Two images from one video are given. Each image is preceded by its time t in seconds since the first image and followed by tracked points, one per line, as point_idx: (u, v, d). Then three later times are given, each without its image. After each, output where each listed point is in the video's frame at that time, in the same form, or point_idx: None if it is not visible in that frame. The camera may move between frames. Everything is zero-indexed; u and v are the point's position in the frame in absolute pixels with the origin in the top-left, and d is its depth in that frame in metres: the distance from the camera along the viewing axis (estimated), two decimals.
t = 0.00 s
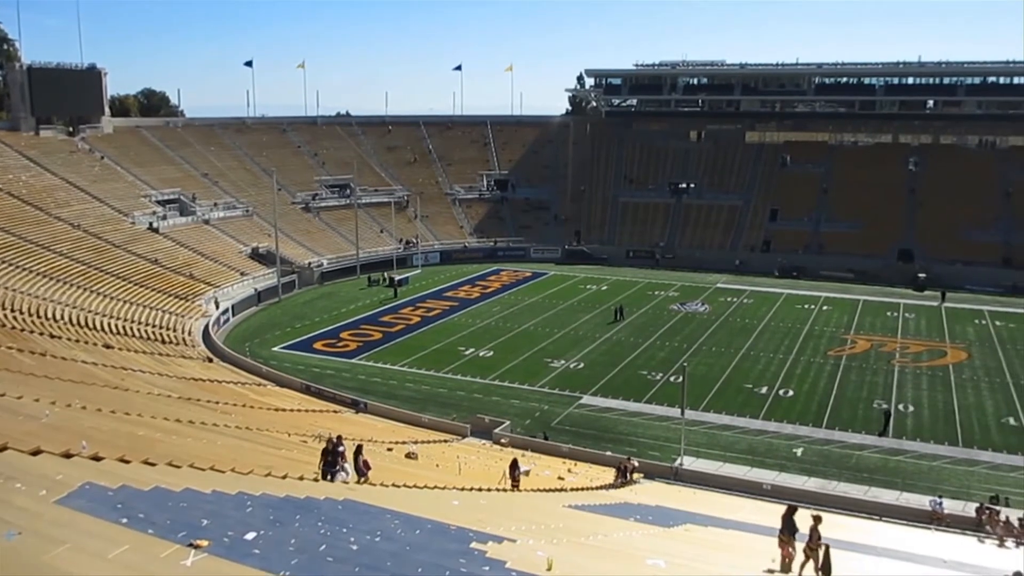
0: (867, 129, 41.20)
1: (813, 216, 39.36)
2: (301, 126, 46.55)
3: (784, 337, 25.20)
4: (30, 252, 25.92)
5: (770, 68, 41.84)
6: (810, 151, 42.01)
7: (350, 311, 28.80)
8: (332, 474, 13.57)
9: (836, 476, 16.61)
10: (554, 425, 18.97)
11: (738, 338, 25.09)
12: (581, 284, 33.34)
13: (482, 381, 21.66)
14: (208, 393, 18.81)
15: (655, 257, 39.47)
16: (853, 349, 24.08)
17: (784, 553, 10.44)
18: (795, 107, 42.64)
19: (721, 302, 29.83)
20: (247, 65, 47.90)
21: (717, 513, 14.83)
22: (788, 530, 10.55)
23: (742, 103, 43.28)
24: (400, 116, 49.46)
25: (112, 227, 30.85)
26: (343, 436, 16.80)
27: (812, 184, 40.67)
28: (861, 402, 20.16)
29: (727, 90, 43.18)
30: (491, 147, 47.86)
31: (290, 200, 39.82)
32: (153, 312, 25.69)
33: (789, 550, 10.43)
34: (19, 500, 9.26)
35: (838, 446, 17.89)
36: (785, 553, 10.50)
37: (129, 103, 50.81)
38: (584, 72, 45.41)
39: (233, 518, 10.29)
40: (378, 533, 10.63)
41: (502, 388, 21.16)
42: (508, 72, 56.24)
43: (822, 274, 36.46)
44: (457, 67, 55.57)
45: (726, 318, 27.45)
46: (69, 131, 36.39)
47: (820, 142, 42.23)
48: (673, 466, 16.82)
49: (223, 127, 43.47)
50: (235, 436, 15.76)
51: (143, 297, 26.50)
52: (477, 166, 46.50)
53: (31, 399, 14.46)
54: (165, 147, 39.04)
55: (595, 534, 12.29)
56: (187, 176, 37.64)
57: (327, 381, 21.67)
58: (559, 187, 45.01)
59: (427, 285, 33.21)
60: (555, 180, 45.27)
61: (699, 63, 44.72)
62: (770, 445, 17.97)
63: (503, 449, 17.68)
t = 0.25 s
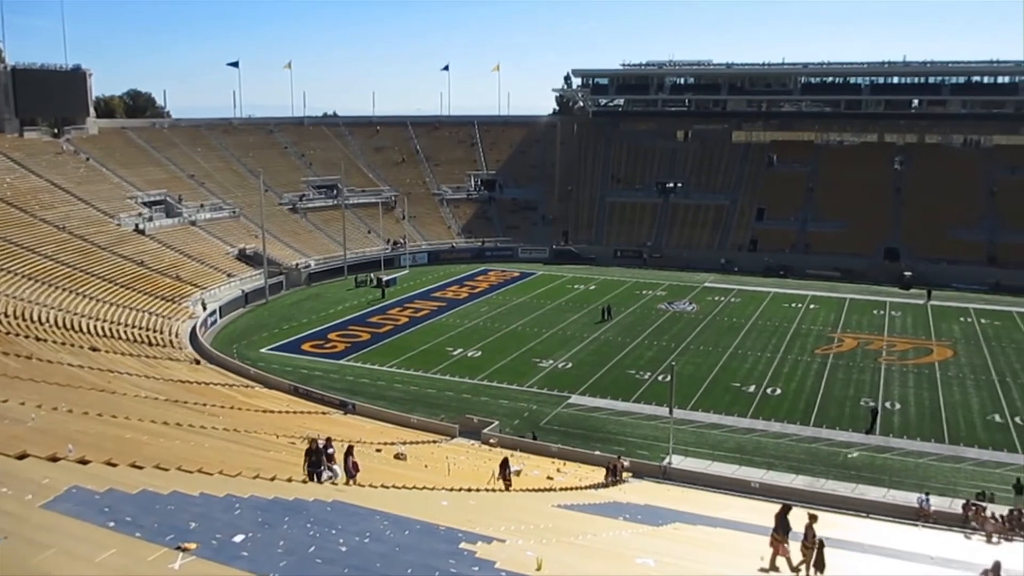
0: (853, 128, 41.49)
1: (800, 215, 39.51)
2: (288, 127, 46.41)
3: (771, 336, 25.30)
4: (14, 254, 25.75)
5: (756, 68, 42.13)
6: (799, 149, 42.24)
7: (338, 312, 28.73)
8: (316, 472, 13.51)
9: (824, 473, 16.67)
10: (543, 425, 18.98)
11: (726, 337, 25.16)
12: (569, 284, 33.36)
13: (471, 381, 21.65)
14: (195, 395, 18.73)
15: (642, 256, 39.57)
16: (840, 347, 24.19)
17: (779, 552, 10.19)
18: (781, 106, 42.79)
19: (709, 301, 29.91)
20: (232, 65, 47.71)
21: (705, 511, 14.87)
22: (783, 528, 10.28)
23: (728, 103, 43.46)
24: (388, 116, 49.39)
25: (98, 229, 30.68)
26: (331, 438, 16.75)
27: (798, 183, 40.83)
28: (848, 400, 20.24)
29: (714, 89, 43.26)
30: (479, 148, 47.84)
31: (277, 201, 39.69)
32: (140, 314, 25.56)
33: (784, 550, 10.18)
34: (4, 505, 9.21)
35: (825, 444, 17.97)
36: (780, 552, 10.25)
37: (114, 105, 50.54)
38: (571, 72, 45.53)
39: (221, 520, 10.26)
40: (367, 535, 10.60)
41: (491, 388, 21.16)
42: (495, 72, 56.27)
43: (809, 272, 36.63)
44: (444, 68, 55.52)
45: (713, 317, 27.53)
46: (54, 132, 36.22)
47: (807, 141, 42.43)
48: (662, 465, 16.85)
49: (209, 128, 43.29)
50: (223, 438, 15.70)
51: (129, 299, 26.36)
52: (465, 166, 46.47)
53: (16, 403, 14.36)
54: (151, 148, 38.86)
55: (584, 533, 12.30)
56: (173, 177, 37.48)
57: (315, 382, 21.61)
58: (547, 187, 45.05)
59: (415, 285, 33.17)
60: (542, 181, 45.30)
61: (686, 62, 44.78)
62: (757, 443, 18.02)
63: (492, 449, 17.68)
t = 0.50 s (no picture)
0: (841, 127, 41.74)
1: (788, 214, 39.63)
2: (276, 127, 46.26)
3: (760, 334, 25.37)
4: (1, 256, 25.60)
5: (744, 67, 42.12)
6: (787, 149, 42.52)
7: (328, 313, 28.67)
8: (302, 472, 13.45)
9: (813, 471, 16.73)
10: (533, 425, 18.99)
11: (715, 336, 25.22)
12: (558, 283, 33.38)
13: (461, 381, 21.65)
14: (184, 396, 18.65)
15: (632, 256, 39.64)
16: (829, 346, 24.29)
17: (772, 550, 10.22)
18: (769, 106, 42.66)
19: (698, 300, 29.99)
20: (219, 65, 47.45)
21: (695, 509, 14.90)
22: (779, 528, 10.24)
23: (717, 102, 43.28)
24: (376, 116, 49.31)
25: (86, 230, 30.52)
26: (321, 438, 16.71)
27: (786, 182, 40.96)
28: (837, 398, 20.33)
29: (702, 89, 43.26)
30: (468, 148, 47.81)
31: (266, 202, 39.58)
32: (128, 315, 25.45)
33: (779, 549, 10.20)
34: None
35: (814, 442, 18.04)
36: (773, 551, 10.22)
37: (101, 105, 50.28)
38: (561, 71, 45.36)
39: (211, 522, 10.22)
40: (358, 535, 10.58)
41: (481, 388, 21.15)
42: (484, 71, 56.25)
43: (797, 271, 36.77)
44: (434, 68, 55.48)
45: (703, 316, 27.60)
46: (40, 133, 36.06)
47: (795, 140, 42.58)
48: (652, 464, 16.88)
49: (197, 129, 43.11)
50: (212, 440, 15.64)
51: (117, 300, 26.24)
52: (454, 166, 46.44)
53: (3, 405, 14.26)
54: (139, 148, 38.68)
55: (574, 532, 12.31)
56: (161, 177, 37.33)
57: (305, 383, 21.57)
58: (536, 187, 45.06)
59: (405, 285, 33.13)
60: (531, 181, 45.30)
61: (675, 62, 44.92)
62: (747, 442, 18.07)
63: (483, 449, 17.67)
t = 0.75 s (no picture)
0: (827, 126, 42.00)
1: (775, 213, 39.77)
2: (262, 127, 46.07)
3: (747, 333, 25.45)
4: None
5: (732, 67, 42.55)
6: (774, 148, 42.64)
7: (315, 313, 28.59)
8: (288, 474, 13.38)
9: (800, 469, 16.80)
10: (521, 424, 18.98)
11: (702, 335, 25.28)
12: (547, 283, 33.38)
13: (449, 381, 21.63)
14: (171, 397, 18.56)
15: (619, 255, 39.72)
16: (816, 344, 24.39)
17: (768, 549, 10.27)
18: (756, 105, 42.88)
19: (686, 299, 30.06)
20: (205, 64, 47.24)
21: (683, 508, 14.93)
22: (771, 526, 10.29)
23: (704, 101, 43.65)
24: (364, 116, 49.18)
25: (71, 230, 30.34)
26: (309, 439, 16.66)
27: (773, 182, 41.12)
28: (824, 396, 20.41)
29: (689, 88, 43.67)
30: (456, 147, 47.76)
31: (253, 202, 39.43)
32: (114, 316, 25.31)
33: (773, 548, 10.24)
34: None
35: (801, 440, 18.11)
36: (768, 550, 10.30)
37: (87, 105, 49.96)
38: (547, 71, 45.64)
39: (198, 523, 10.18)
40: (346, 536, 10.54)
41: (469, 388, 21.14)
42: (471, 70, 56.19)
43: (784, 270, 36.92)
44: (421, 67, 55.41)
45: (690, 315, 27.66)
46: (25, 133, 35.88)
47: (782, 140, 42.75)
48: (641, 463, 16.89)
49: (183, 128, 42.88)
50: (199, 441, 15.57)
51: (103, 301, 26.08)
52: (441, 166, 46.39)
53: None
54: (125, 148, 38.47)
55: (563, 532, 12.32)
56: (147, 177, 37.14)
57: (292, 383, 21.50)
58: (523, 186, 45.06)
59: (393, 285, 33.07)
60: (519, 180, 45.29)
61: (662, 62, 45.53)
62: (735, 440, 18.13)
63: (471, 449, 17.65)
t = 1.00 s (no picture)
0: (815, 126, 42.19)
1: (763, 213, 39.91)
2: (251, 126, 45.90)
3: (736, 332, 25.53)
4: None
5: (720, 67, 43.26)
6: (763, 148, 42.77)
7: (304, 312, 28.52)
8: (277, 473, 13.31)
9: (789, 468, 16.85)
10: (511, 423, 18.98)
11: (691, 334, 25.34)
12: (536, 282, 33.38)
13: (439, 380, 21.62)
14: (159, 397, 18.47)
15: (608, 254, 39.79)
16: (804, 343, 24.49)
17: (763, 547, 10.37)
18: (744, 105, 43.52)
19: (675, 299, 30.13)
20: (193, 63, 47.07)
21: (672, 506, 14.96)
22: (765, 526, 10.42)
23: (693, 101, 44.28)
24: (353, 115, 49.07)
25: (58, 230, 30.16)
26: (298, 439, 16.62)
27: (761, 181, 41.25)
28: (812, 395, 20.49)
29: (678, 88, 44.27)
30: (445, 147, 47.73)
31: (241, 201, 39.31)
32: (101, 316, 25.17)
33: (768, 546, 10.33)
34: None
35: (790, 439, 18.17)
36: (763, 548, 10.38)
37: (74, 104, 49.68)
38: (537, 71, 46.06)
39: (185, 523, 10.13)
40: (335, 536, 10.51)
41: (459, 387, 21.13)
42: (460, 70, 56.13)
43: (772, 270, 37.06)
44: (410, 66, 55.33)
45: (679, 314, 27.74)
46: (11, 132, 35.66)
47: (770, 139, 42.90)
48: (630, 461, 16.91)
49: (171, 127, 42.69)
50: (187, 441, 15.50)
51: (91, 301, 25.94)
52: (431, 165, 46.35)
53: None
54: (112, 147, 38.28)
55: (552, 531, 12.32)
56: (135, 176, 36.97)
57: (282, 383, 21.45)
58: (513, 185, 45.08)
59: (382, 285, 33.02)
60: (509, 179, 45.30)
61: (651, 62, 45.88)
62: (724, 439, 18.18)
63: (460, 448, 17.63)
